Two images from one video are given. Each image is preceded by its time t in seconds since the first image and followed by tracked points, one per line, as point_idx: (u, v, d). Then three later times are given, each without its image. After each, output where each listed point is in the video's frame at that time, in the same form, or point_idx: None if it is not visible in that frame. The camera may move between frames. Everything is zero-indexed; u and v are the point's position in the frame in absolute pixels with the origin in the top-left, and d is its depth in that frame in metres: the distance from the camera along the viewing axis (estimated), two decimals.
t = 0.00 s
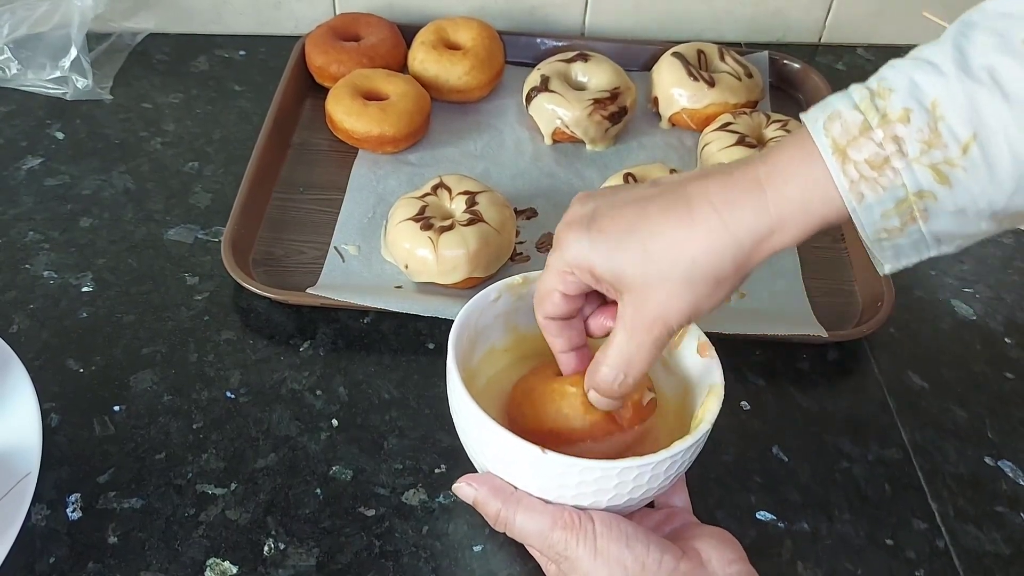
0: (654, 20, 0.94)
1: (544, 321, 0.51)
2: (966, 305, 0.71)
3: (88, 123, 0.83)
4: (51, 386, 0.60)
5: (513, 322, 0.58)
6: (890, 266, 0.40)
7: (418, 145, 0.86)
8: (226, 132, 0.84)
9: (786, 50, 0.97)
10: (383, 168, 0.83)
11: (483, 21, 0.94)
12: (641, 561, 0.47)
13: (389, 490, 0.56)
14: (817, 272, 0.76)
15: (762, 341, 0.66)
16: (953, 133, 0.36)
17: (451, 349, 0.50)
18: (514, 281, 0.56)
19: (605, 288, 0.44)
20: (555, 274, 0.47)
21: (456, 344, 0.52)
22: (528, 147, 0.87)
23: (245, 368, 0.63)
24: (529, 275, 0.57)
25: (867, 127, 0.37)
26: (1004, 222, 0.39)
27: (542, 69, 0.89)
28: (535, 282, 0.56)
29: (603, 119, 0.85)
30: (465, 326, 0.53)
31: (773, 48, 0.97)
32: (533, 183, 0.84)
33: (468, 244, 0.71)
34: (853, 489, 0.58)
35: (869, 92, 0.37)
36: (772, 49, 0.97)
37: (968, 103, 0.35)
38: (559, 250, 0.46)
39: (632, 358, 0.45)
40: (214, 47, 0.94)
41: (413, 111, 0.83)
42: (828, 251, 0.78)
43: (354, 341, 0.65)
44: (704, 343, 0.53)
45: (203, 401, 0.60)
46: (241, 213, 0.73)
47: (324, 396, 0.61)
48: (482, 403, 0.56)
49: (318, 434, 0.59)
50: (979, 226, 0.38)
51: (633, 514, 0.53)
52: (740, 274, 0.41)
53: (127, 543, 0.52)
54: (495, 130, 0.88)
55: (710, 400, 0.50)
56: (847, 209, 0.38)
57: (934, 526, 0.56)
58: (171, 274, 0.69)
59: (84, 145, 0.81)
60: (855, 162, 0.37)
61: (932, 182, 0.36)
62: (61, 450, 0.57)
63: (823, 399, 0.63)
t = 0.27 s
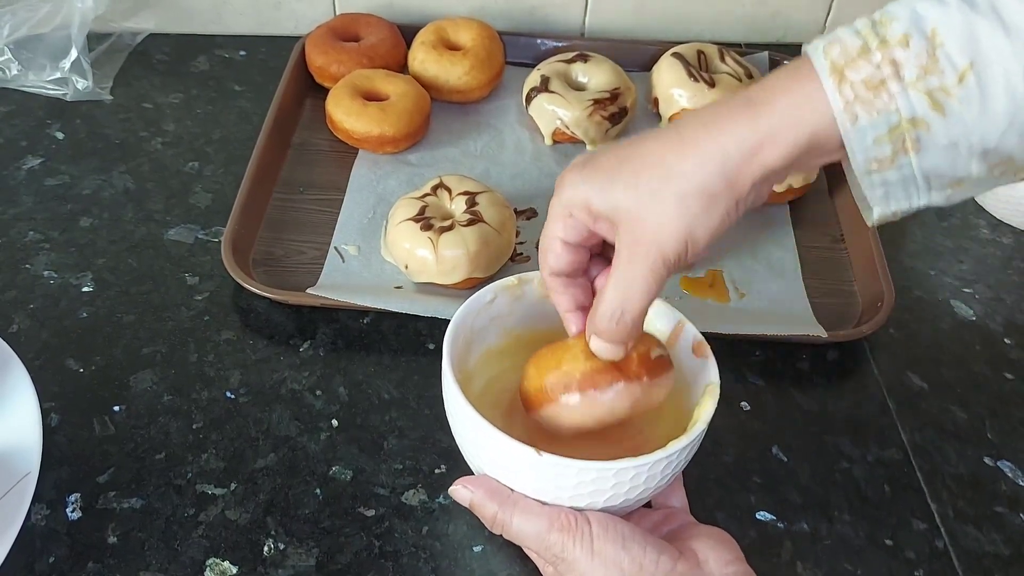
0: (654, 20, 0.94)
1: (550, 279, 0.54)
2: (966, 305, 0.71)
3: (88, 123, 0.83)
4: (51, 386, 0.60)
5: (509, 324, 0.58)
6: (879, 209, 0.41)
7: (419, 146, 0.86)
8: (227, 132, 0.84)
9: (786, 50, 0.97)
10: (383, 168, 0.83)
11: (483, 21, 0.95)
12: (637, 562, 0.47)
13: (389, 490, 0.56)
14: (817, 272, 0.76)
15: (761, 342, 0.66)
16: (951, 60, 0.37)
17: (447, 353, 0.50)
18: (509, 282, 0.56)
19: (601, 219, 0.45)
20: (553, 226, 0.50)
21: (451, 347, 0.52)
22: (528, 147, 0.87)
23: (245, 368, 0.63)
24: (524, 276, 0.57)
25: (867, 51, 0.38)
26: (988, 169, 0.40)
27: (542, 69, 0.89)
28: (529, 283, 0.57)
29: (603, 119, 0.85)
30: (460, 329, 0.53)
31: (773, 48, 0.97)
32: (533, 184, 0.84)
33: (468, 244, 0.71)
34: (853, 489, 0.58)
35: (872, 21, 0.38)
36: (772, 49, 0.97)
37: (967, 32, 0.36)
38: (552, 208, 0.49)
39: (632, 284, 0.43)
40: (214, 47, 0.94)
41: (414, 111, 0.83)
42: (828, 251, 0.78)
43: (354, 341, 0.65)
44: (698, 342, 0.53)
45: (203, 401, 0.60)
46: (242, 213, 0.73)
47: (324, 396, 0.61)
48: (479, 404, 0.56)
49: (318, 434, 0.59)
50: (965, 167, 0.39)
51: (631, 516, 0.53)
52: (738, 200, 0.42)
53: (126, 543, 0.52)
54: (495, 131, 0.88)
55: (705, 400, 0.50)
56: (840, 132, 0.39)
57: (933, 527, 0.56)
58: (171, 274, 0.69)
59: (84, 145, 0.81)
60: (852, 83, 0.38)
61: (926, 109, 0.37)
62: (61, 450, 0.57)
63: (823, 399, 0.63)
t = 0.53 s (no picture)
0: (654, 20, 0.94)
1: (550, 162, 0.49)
2: (966, 305, 0.71)
3: (88, 123, 0.83)
4: (51, 387, 0.60)
5: (507, 327, 0.57)
6: (875, 88, 0.42)
7: (419, 146, 0.86)
8: (227, 132, 0.84)
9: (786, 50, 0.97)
10: (383, 168, 0.83)
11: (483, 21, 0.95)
12: (639, 565, 0.47)
13: (389, 490, 0.56)
14: (817, 272, 0.76)
15: (761, 342, 0.66)
16: None
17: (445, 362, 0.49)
18: (506, 287, 0.55)
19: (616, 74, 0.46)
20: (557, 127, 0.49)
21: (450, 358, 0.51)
22: (528, 147, 0.87)
23: (245, 368, 0.63)
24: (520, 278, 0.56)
25: None
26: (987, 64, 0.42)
27: (543, 69, 0.89)
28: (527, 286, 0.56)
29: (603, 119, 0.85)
30: (459, 337, 0.52)
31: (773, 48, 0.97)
32: (533, 184, 0.83)
33: (468, 244, 0.72)
34: (853, 489, 0.58)
35: None
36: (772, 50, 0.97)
37: None
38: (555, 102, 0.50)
39: (645, 118, 0.42)
40: (214, 47, 0.94)
41: (413, 111, 0.83)
42: (828, 251, 0.78)
43: (354, 341, 0.65)
44: (698, 343, 0.53)
45: (203, 401, 0.60)
46: (242, 213, 0.73)
47: (324, 397, 0.61)
48: (478, 412, 0.56)
49: (318, 435, 0.59)
50: (969, 54, 0.41)
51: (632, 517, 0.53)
52: (746, 17, 0.45)
53: (127, 543, 0.52)
54: (495, 131, 0.88)
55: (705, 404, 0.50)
56: None
57: (934, 527, 0.56)
58: (171, 274, 0.69)
59: (84, 146, 0.81)
60: None
61: None
62: (61, 451, 0.57)
63: (823, 400, 0.63)
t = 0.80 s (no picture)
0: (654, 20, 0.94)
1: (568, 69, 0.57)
2: (966, 305, 0.71)
3: (88, 123, 0.83)
4: (51, 386, 0.60)
5: (507, 306, 0.57)
6: (889, 28, 0.52)
7: (419, 146, 0.86)
8: (226, 132, 0.84)
9: (786, 50, 0.97)
10: (383, 168, 0.83)
11: (483, 21, 0.94)
12: (645, 556, 0.47)
13: (389, 490, 0.56)
14: (817, 272, 0.76)
15: (762, 341, 0.66)
16: None
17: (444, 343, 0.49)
18: (506, 263, 0.55)
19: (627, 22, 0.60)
20: (576, 38, 0.58)
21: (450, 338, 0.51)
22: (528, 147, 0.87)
23: (245, 368, 0.62)
24: (522, 256, 0.55)
25: None
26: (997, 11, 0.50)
27: (542, 69, 0.89)
28: (528, 262, 0.55)
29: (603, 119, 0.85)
30: (458, 315, 0.52)
31: (773, 48, 0.97)
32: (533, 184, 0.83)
33: (468, 244, 0.72)
34: (853, 489, 0.58)
35: None
36: (772, 49, 0.96)
37: None
38: (576, 20, 0.59)
39: (667, 15, 0.47)
40: (213, 47, 0.94)
41: (413, 111, 0.83)
42: (828, 250, 0.78)
43: (354, 341, 0.65)
44: (705, 324, 0.52)
45: (203, 400, 0.60)
46: (242, 213, 0.73)
47: (324, 396, 0.61)
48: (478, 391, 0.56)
49: (318, 434, 0.59)
50: None
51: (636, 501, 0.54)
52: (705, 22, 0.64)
53: (127, 543, 0.52)
54: (495, 131, 0.88)
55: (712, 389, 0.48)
56: None
57: (934, 527, 0.56)
58: (171, 274, 0.69)
59: (83, 145, 0.81)
60: None
61: None
62: (61, 450, 0.57)
63: (823, 399, 0.63)
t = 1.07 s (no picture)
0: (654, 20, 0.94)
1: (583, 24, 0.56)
2: (966, 305, 0.71)
3: (88, 123, 0.83)
4: (51, 386, 0.60)
5: (512, 279, 0.55)
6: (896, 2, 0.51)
7: (419, 145, 0.86)
8: (227, 132, 0.84)
9: (786, 50, 0.97)
10: (383, 168, 0.83)
11: (483, 21, 0.94)
12: (655, 542, 0.47)
13: (389, 490, 0.56)
14: (817, 272, 0.76)
15: (762, 342, 0.66)
16: None
17: (448, 319, 0.48)
18: (511, 236, 0.53)
19: None
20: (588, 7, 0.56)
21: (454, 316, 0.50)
22: (528, 147, 0.87)
23: (245, 368, 0.62)
24: (527, 227, 0.54)
25: None
26: None
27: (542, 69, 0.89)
28: (532, 235, 0.54)
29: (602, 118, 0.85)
30: (462, 291, 0.51)
31: (774, 48, 0.97)
32: (533, 183, 0.83)
33: (468, 244, 0.72)
34: (854, 489, 0.58)
35: None
36: (772, 49, 0.96)
37: None
38: None
39: None
40: (214, 47, 0.94)
41: (414, 111, 0.83)
42: (828, 250, 0.78)
43: (355, 341, 0.65)
44: (718, 300, 0.51)
45: (203, 400, 0.60)
46: (242, 213, 0.73)
47: (324, 396, 0.61)
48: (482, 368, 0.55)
49: (318, 434, 0.59)
50: None
51: (644, 483, 0.54)
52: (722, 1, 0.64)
53: (127, 543, 0.52)
54: (495, 131, 0.88)
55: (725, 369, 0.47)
56: None
57: (934, 527, 0.56)
58: (171, 274, 0.69)
59: (84, 145, 0.81)
60: None
61: None
62: (61, 450, 0.57)
63: (823, 400, 0.63)
